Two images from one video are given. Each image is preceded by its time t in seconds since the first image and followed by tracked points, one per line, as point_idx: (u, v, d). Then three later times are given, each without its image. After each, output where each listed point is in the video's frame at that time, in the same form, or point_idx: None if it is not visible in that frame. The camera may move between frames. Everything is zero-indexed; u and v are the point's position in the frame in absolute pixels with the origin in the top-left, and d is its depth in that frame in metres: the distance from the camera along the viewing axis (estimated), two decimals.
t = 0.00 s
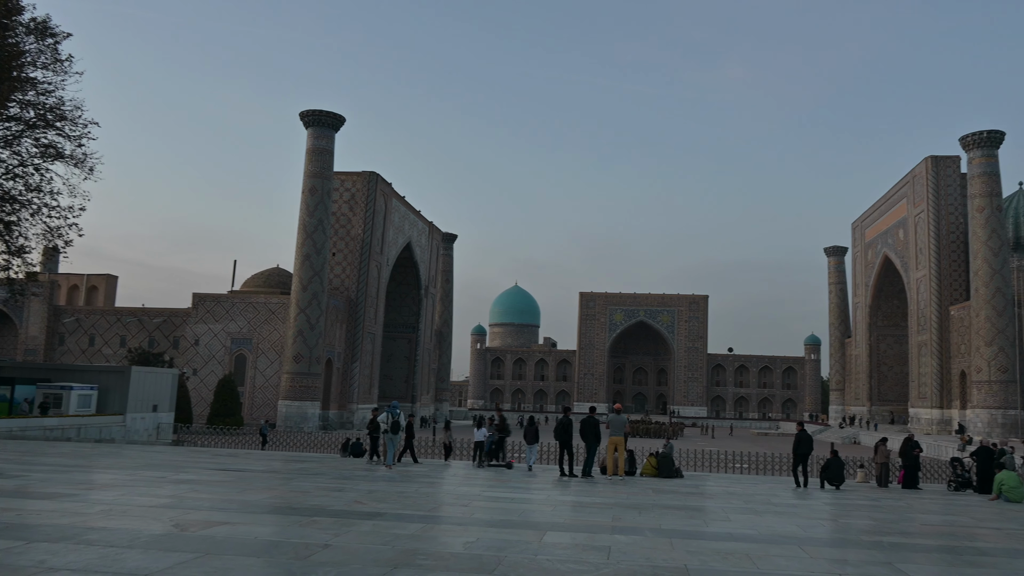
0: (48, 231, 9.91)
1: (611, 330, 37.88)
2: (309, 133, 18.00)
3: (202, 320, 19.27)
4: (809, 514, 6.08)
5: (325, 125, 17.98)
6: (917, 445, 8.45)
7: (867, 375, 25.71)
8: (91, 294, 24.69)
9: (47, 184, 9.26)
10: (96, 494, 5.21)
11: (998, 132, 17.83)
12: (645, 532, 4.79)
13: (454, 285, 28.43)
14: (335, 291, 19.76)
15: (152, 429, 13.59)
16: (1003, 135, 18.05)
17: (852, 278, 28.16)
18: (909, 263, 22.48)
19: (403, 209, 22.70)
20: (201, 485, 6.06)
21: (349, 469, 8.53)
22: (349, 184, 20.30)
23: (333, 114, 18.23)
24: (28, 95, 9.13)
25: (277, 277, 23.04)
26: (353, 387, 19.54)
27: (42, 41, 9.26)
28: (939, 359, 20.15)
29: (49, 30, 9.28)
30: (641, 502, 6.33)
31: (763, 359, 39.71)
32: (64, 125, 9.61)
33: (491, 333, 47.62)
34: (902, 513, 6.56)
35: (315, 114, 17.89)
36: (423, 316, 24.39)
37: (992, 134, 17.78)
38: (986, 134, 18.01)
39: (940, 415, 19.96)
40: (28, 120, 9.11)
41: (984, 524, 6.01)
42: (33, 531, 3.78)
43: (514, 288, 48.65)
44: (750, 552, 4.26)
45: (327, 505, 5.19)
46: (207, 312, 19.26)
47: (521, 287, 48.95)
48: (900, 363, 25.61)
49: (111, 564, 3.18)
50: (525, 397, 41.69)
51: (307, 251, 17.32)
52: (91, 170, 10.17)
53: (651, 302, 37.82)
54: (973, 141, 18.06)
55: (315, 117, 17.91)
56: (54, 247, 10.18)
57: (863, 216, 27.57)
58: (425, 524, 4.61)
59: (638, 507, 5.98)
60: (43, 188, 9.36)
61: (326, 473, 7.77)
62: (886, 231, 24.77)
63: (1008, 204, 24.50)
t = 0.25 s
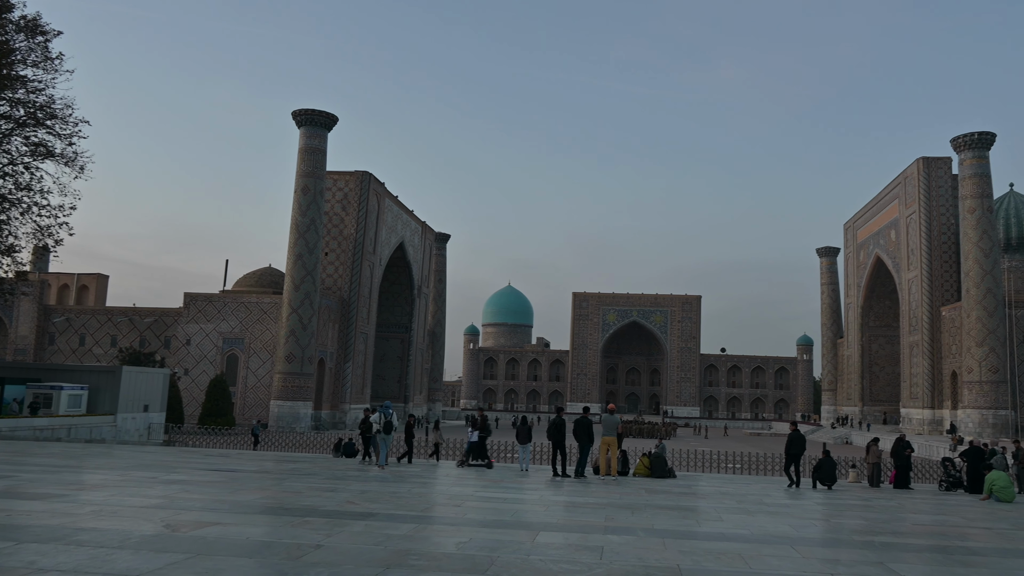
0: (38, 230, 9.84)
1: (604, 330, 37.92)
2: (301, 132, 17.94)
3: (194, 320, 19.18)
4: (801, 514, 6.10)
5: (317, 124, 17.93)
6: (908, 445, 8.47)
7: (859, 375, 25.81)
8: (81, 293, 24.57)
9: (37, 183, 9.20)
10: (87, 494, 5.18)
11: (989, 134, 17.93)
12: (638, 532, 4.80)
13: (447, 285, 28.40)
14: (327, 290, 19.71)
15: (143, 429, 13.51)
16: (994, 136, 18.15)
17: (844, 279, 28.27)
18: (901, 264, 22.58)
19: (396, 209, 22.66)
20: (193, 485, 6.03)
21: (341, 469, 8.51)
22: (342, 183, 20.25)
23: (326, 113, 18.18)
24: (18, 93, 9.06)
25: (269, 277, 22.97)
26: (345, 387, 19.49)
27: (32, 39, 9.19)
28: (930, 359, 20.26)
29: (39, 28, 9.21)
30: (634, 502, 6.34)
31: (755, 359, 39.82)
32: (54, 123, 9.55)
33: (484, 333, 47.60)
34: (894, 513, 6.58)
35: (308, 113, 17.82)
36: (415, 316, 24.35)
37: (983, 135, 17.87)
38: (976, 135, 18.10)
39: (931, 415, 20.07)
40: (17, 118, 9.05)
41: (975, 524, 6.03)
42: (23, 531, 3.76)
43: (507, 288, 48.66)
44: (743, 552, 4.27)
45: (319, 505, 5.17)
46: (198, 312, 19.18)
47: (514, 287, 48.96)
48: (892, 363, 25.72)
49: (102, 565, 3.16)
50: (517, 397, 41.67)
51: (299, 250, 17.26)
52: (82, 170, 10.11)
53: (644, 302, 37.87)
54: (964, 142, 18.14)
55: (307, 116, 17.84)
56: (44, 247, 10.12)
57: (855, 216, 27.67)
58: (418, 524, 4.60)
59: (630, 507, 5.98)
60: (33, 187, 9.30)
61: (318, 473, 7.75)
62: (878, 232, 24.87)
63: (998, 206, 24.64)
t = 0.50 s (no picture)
0: (31, 229, 9.79)
1: (599, 331, 37.93)
2: (296, 132, 17.91)
3: (188, 320, 19.13)
4: (795, 515, 6.11)
5: (312, 124, 17.88)
6: (902, 445, 8.49)
7: (853, 375, 25.87)
8: (75, 293, 24.48)
9: (30, 182, 9.16)
10: (81, 495, 5.16)
11: (983, 135, 17.98)
12: (632, 532, 4.80)
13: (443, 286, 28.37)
14: (322, 290, 19.67)
15: (136, 429, 13.46)
16: (988, 138, 18.21)
17: (839, 280, 28.33)
18: (895, 265, 22.64)
19: (391, 209, 22.63)
20: (187, 486, 6.01)
21: (336, 469, 8.50)
22: (337, 183, 20.21)
23: (321, 112, 18.13)
24: (11, 92, 9.02)
25: (264, 277, 22.93)
26: (340, 387, 19.45)
27: (26, 37, 9.15)
28: (924, 359, 20.32)
29: (33, 26, 9.17)
30: (629, 502, 6.34)
31: (750, 360, 39.89)
32: (48, 123, 9.50)
33: (479, 333, 47.59)
34: (888, 513, 6.60)
35: (303, 113, 17.77)
36: (411, 316, 24.33)
37: (977, 137, 17.93)
38: (971, 137, 18.16)
39: (926, 415, 20.13)
40: (11, 117, 9.01)
41: (969, 524, 6.05)
42: (15, 532, 3.73)
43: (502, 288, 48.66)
44: (737, 552, 4.27)
45: (314, 506, 5.16)
46: (193, 312, 19.12)
47: (509, 287, 48.95)
48: (887, 364, 25.79)
49: (95, 565, 3.15)
50: (513, 397, 41.66)
51: (294, 250, 17.22)
52: (75, 169, 10.06)
53: (639, 302, 37.91)
54: (958, 144, 18.19)
55: (302, 116, 17.79)
56: (38, 246, 10.07)
57: (850, 217, 27.74)
58: (413, 524, 4.60)
59: (625, 508, 5.98)
60: (26, 186, 9.26)
61: (313, 473, 7.73)
62: (873, 233, 24.94)
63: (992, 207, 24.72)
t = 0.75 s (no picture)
0: (20, 227, 9.71)
1: (592, 331, 37.96)
2: (289, 131, 17.85)
3: (179, 319, 19.03)
4: (786, 515, 6.12)
5: (305, 123, 17.82)
6: (893, 446, 8.52)
7: (845, 376, 25.97)
8: (65, 292, 24.33)
9: (20, 181, 9.09)
10: (70, 495, 5.12)
11: (974, 138, 18.09)
12: (625, 532, 4.80)
13: (435, 286, 28.32)
14: (313, 290, 19.63)
15: (127, 429, 13.37)
16: (979, 140, 18.31)
17: (830, 281, 28.43)
18: (886, 267, 22.74)
19: (384, 209, 22.59)
20: (177, 486, 5.97)
21: (327, 469, 8.47)
22: (330, 183, 20.16)
23: (314, 112, 18.07)
24: (1, 89, 8.95)
25: (256, 276, 22.84)
26: (332, 387, 19.40)
27: (17, 35, 9.08)
28: (915, 361, 20.41)
29: (24, 23, 9.11)
30: (621, 503, 6.34)
31: (742, 361, 40.00)
32: (39, 121, 9.43)
33: (471, 334, 47.56)
34: (879, 514, 6.63)
35: (295, 112, 17.71)
36: (403, 316, 24.29)
37: (969, 139, 18.03)
38: (962, 139, 18.25)
39: (916, 416, 20.22)
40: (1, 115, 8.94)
41: (959, 524, 6.08)
42: (3, 533, 3.69)
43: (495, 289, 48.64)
44: (729, 552, 4.27)
45: (305, 506, 5.14)
46: (184, 311, 19.03)
47: (502, 287, 48.94)
48: (878, 365, 25.90)
49: (84, 566, 3.12)
50: (505, 398, 41.64)
51: (286, 250, 17.17)
52: (66, 167, 9.99)
53: (632, 303, 37.96)
54: (949, 146, 18.28)
55: (295, 115, 17.74)
56: (27, 245, 9.99)
57: (841, 219, 27.86)
58: (404, 525, 4.58)
59: (617, 508, 5.98)
60: (16, 184, 9.19)
61: (304, 474, 7.69)
62: (864, 234, 25.04)
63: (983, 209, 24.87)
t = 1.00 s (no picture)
0: (11, 227, 9.66)
1: (586, 332, 37.97)
2: (282, 131, 17.79)
3: (171, 319, 18.96)
4: (780, 516, 6.13)
5: (298, 123, 17.77)
6: (886, 446, 8.54)
7: (838, 377, 26.06)
8: (56, 292, 24.20)
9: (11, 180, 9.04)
10: (60, 497, 5.08)
11: (967, 140, 18.17)
12: (618, 533, 4.79)
13: (429, 286, 28.30)
14: (307, 290, 19.57)
15: (118, 430, 13.30)
16: (971, 142, 18.39)
17: (824, 282, 28.51)
18: (879, 268, 22.82)
19: (378, 209, 22.54)
20: (169, 487, 5.93)
21: (320, 470, 8.45)
22: (323, 183, 20.11)
23: (308, 112, 18.02)
24: None
25: (249, 277, 22.77)
26: (325, 388, 19.34)
27: (8, 34, 9.03)
28: (908, 362, 20.49)
29: (15, 22, 9.06)
30: (614, 504, 6.34)
31: (736, 361, 40.08)
32: (30, 120, 9.38)
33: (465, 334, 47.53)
34: (872, 514, 6.64)
35: (289, 112, 17.65)
36: (397, 317, 24.25)
37: (961, 141, 18.11)
38: (954, 141, 18.34)
39: (909, 417, 20.30)
40: None
41: (951, 525, 6.10)
42: None
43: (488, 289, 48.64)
44: (722, 553, 4.27)
45: (298, 507, 5.11)
46: (176, 312, 18.96)
47: (495, 288, 48.95)
48: (871, 366, 25.99)
49: (74, 568, 3.09)
50: (499, 398, 41.62)
51: (279, 250, 17.12)
52: (57, 167, 9.94)
53: (626, 304, 38.00)
54: (942, 147, 18.36)
55: (288, 115, 17.67)
56: (18, 245, 9.93)
57: (834, 220, 27.94)
58: (397, 526, 4.56)
59: (611, 509, 5.98)
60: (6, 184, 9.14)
61: (297, 475, 7.66)
62: (857, 236, 25.12)
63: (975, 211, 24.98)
